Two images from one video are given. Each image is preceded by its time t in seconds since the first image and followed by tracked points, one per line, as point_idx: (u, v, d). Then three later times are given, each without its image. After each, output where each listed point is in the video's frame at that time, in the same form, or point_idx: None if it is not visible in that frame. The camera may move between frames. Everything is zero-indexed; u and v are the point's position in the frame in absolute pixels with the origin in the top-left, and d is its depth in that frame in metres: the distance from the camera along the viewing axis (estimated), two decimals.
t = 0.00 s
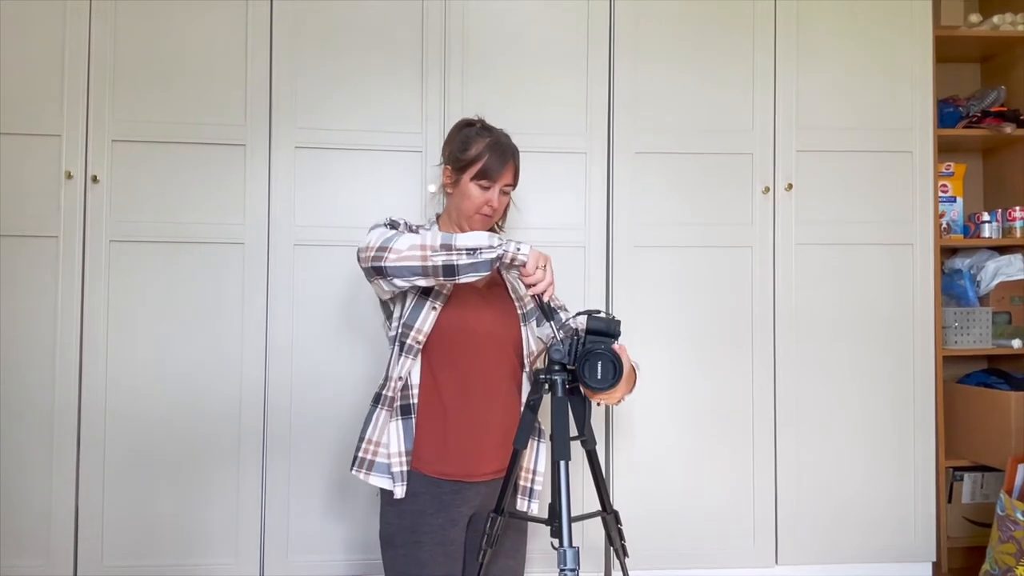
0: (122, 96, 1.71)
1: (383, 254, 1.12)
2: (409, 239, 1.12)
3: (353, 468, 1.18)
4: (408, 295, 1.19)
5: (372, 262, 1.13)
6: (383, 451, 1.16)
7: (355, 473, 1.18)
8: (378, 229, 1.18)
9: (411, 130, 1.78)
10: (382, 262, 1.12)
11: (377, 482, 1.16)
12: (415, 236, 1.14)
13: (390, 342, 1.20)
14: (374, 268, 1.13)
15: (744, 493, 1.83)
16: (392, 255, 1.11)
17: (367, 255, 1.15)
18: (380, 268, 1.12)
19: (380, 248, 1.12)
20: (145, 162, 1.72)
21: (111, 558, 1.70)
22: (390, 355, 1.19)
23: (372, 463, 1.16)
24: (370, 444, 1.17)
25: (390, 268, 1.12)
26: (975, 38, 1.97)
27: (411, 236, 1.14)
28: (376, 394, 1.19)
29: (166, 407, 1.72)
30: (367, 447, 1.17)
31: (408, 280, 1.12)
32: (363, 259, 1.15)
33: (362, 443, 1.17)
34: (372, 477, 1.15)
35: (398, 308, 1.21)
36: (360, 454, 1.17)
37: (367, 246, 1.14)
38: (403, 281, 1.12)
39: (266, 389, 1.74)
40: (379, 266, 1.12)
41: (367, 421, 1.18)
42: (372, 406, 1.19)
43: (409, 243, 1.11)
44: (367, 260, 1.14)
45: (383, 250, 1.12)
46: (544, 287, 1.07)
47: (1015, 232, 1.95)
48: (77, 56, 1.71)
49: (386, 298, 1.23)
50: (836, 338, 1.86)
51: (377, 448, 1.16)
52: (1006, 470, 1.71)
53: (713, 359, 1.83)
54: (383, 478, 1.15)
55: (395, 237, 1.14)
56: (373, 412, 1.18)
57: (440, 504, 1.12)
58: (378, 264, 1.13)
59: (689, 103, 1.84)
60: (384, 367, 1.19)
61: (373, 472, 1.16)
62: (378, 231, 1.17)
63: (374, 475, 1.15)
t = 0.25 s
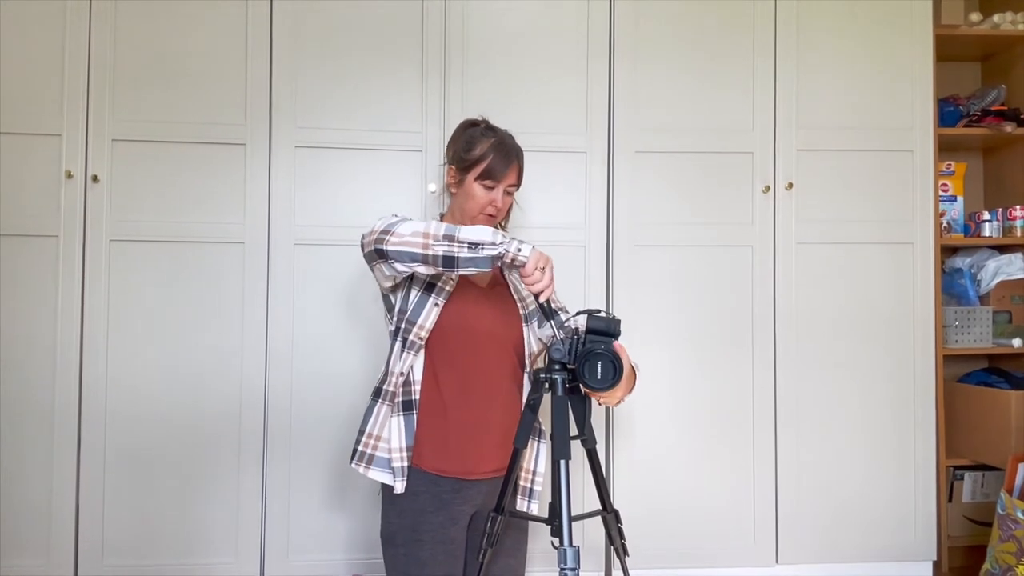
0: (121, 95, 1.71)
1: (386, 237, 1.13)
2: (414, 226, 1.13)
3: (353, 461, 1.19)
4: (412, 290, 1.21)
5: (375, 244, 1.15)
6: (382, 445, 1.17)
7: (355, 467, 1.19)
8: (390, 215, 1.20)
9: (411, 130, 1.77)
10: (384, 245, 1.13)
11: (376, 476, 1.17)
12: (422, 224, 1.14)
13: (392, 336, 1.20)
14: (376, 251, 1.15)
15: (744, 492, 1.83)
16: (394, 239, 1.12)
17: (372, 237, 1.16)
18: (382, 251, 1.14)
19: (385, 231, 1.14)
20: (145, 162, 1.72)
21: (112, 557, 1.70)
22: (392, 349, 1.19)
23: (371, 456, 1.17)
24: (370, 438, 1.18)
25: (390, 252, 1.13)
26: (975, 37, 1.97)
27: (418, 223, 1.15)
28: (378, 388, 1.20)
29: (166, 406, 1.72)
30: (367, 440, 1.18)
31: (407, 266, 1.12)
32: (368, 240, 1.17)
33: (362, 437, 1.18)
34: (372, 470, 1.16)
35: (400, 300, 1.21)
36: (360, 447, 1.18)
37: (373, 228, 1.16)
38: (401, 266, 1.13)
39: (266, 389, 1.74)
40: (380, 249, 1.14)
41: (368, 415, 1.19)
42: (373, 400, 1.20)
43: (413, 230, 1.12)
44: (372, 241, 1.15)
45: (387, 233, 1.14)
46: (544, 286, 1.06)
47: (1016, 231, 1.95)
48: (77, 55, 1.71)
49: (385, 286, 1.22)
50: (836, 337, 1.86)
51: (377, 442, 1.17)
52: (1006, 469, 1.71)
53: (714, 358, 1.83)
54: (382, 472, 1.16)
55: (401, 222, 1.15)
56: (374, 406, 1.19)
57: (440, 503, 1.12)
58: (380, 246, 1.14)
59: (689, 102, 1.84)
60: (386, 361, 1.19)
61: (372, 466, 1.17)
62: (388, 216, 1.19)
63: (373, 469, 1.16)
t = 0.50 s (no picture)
0: (122, 95, 1.72)
1: (398, 225, 1.14)
2: (427, 216, 1.12)
3: (353, 452, 1.20)
4: (417, 284, 1.22)
5: (386, 231, 1.15)
6: (382, 437, 1.19)
7: (354, 458, 1.20)
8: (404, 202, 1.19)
9: (412, 129, 1.77)
10: (395, 234, 1.14)
11: (374, 468, 1.18)
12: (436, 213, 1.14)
13: (396, 330, 1.22)
14: (387, 238, 1.15)
15: (745, 492, 1.83)
16: (406, 228, 1.12)
17: (385, 223, 1.17)
18: (393, 239, 1.14)
19: (397, 219, 1.14)
20: (146, 162, 1.72)
21: (113, 557, 1.70)
22: (395, 344, 1.20)
23: (371, 448, 1.18)
24: (370, 430, 1.19)
25: (402, 240, 1.13)
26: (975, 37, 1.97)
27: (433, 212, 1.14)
28: (380, 382, 1.21)
29: (167, 406, 1.72)
30: (368, 433, 1.20)
31: (417, 254, 1.13)
32: (382, 225, 1.17)
33: (362, 429, 1.20)
34: (370, 462, 1.18)
35: (405, 294, 1.22)
36: (359, 439, 1.19)
37: (387, 214, 1.17)
38: (410, 254, 1.14)
39: (267, 389, 1.74)
40: (392, 236, 1.14)
41: (369, 408, 1.20)
42: (375, 392, 1.21)
43: (426, 220, 1.12)
44: (385, 226, 1.16)
45: (399, 221, 1.14)
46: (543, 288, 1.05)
47: (1016, 231, 1.95)
48: (77, 55, 1.71)
49: (390, 279, 1.23)
50: (837, 337, 1.86)
51: (377, 435, 1.19)
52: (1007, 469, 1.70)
53: (714, 358, 1.83)
54: (381, 464, 1.17)
55: (415, 210, 1.15)
56: (376, 399, 1.20)
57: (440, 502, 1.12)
58: (392, 234, 1.14)
59: (689, 101, 1.84)
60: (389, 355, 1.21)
61: (371, 458, 1.18)
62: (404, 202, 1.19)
63: (372, 460, 1.18)
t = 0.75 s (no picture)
0: (123, 95, 1.72)
1: (403, 212, 1.14)
2: (431, 207, 1.13)
3: (353, 446, 1.20)
4: (422, 280, 1.22)
5: (390, 219, 1.16)
6: (383, 432, 1.19)
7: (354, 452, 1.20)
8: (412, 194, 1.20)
9: (412, 129, 1.77)
10: (399, 221, 1.14)
11: (375, 463, 1.18)
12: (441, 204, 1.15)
13: (400, 325, 1.22)
14: (390, 224, 1.16)
15: (745, 492, 1.83)
16: (410, 216, 1.13)
17: (388, 212, 1.18)
18: (396, 226, 1.15)
19: (402, 207, 1.15)
20: (146, 162, 1.72)
21: (114, 557, 1.70)
22: (398, 338, 1.21)
23: (372, 443, 1.18)
24: (371, 425, 1.19)
25: (405, 227, 1.14)
26: (976, 37, 1.97)
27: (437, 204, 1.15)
28: (382, 376, 1.21)
29: (168, 406, 1.72)
30: (369, 427, 1.20)
31: (419, 244, 1.14)
32: (386, 213, 1.18)
33: (363, 423, 1.20)
34: (371, 456, 1.18)
35: (410, 289, 1.22)
36: (360, 433, 1.19)
37: (391, 202, 1.17)
38: (412, 243, 1.14)
39: (267, 389, 1.74)
40: (394, 223, 1.15)
41: (371, 402, 1.20)
42: (377, 387, 1.21)
43: (430, 210, 1.12)
44: (389, 214, 1.16)
45: (404, 209, 1.14)
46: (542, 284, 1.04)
47: (1017, 231, 1.95)
48: (78, 55, 1.71)
49: (395, 271, 1.23)
50: (838, 337, 1.86)
51: (378, 429, 1.19)
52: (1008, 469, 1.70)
53: (715, 358, 1.83)
54: (382, 459, 1.17)
55: (420, 201, 1.15)
56: (378, 394, 1.20)
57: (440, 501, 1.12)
58: (395, 222, 1.15)
59: (690, 101, 1.84)
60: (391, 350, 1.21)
61: (372, 452, 1.18)
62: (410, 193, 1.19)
63: (373, 454, 1.18)
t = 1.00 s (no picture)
0: (123, 95, 1.72)
1: (393, 214, 1.14)
2: (421, 210, 1.13)
3: (354, 446, 1.20)
4: (422, 281, 1.22)
5: (381, 220, 1.15)
6: (385, 432, 1.19)
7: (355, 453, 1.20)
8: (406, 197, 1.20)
9: (413, 129, 1.77)
10: (389, 222, 1.14)
11: (377, 463, 1.17)
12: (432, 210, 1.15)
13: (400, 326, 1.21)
14: (381, 226, 1.15)
15: (746, 492, 1.83)
16: (400, 218, 1.13)
17: (380, 214, 1.17)
18: (386, 228, 1.14)
19: (393, 209, 1.14)
20: (147, 161, 1.72)
21: (114, 556, 1.70)
22: (399, 339, 1.20)
23: (373, 443, 1.18)
24: (373, 425, 1.19)
25: (395, 229, 1.13)
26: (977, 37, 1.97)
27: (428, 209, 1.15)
28: (383, 376, 1.21)
29: (168, 405, 1.72)
30: (370, 428, 1.19)
31: (407, 246, 1.13)
32: (377, 214, 1.17)
33: (365, 424, 1.20)
34: (373, 457, 1.17)
35: (410, 289, 1.22)
36: (362, 433, 1.19)
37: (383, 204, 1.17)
38: (399, 245, 1.14)
39: (268, 389, 1.74)
40: (385, 224, 1.14)
41: (373, 402, 1.20)
42: (378, 387, 1.21)
43: (420, 213, 1.12)
44: (380, 215, 1.16)
45: (394, 211, 1.14)
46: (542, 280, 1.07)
47: (1017, 231, 1.95)
48: (79, 55, 1.71)
49: (392, 272, 1.22)
50: (838, 337, 1.86)
51: (380, 429, 1.19)
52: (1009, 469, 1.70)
53: (716, 358, 1.83)
54: (384, 459, 1.17)
55: (411, 204, 1.15)
56: (379, 394, 1.20)
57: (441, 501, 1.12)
58: (386, 224, 1.14)
59: (690, 101, 1.84)
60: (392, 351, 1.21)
61: (374, 452, 1.18)
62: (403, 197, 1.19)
63: (375, 455, 1.17)
